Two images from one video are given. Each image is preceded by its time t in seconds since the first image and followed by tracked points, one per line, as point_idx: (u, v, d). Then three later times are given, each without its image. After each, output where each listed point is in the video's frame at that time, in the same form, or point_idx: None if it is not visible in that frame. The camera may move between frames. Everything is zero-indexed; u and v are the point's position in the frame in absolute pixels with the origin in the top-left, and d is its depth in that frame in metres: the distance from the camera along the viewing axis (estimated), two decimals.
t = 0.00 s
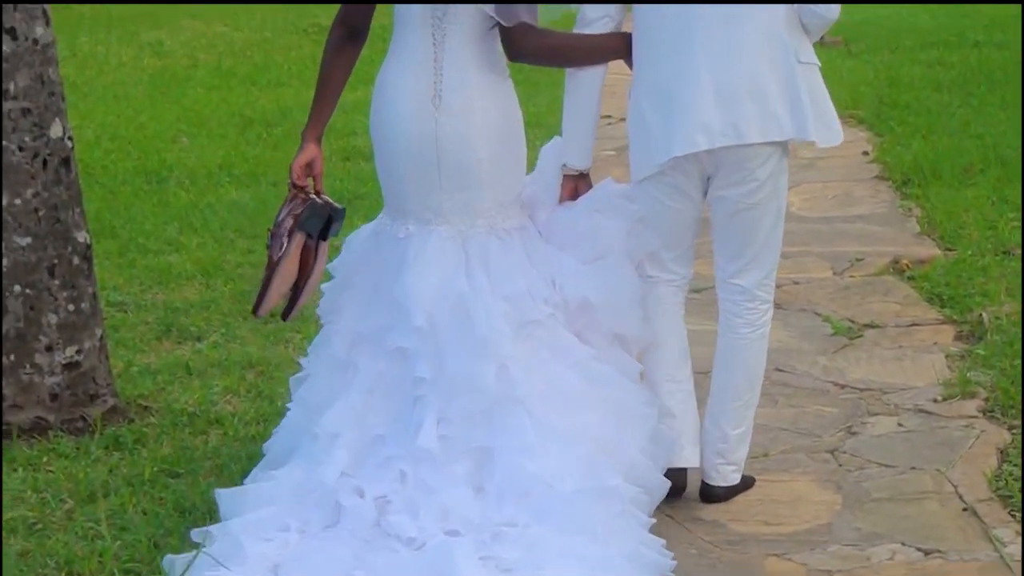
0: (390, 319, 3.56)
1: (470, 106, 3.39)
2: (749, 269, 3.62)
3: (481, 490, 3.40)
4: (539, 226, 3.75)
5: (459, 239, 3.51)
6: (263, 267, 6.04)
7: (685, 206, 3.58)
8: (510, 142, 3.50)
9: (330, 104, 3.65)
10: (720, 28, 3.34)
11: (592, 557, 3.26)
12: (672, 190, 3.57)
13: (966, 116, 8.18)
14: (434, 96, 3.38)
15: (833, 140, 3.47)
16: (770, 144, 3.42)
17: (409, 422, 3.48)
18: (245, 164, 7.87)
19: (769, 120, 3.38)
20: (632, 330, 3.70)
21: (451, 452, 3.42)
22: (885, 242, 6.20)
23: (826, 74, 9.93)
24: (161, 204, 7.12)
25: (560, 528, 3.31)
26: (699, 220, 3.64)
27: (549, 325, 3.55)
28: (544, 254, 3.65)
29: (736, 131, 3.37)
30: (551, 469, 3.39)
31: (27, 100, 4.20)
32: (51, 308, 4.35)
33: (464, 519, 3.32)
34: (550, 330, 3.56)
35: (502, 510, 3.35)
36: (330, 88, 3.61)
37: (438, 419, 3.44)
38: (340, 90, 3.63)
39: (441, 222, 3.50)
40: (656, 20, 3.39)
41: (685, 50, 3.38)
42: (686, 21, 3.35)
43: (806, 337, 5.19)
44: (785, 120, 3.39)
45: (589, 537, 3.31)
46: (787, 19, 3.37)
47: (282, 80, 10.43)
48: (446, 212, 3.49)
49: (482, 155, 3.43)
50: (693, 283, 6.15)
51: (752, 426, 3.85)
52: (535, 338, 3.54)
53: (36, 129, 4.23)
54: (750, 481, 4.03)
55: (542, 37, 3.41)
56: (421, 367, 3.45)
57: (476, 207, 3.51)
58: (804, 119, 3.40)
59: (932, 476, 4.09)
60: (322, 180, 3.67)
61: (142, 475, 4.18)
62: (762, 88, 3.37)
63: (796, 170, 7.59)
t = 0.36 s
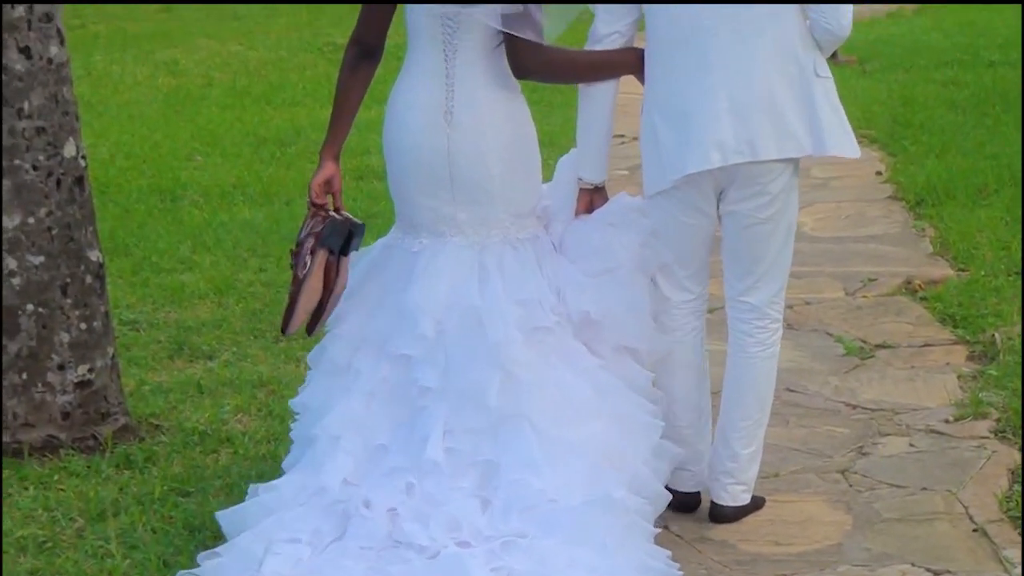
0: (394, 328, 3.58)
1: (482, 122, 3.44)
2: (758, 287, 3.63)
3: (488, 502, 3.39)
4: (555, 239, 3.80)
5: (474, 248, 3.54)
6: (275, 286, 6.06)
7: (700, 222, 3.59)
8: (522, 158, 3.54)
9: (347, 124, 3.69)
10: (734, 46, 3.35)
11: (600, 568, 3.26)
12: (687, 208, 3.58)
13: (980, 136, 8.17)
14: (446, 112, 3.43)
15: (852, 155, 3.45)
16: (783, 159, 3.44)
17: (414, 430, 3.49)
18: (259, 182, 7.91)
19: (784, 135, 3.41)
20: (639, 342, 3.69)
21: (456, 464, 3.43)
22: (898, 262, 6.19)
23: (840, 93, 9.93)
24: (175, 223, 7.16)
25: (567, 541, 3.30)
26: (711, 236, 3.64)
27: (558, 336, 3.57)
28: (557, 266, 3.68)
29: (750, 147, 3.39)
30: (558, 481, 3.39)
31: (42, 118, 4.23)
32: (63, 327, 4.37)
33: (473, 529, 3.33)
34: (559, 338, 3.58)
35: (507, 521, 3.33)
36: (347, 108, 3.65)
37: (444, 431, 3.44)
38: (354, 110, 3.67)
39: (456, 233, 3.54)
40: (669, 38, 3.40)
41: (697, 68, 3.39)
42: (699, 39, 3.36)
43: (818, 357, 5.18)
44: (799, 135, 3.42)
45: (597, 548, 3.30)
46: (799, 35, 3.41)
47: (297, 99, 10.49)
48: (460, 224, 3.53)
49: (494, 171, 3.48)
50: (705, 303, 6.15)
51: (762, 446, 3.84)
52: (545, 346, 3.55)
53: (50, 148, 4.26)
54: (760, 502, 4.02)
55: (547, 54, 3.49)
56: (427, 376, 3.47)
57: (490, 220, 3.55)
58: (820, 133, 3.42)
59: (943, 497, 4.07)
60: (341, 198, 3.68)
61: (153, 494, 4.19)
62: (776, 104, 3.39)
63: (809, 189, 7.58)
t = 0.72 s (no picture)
0: (394, 330, 3.65)
1: (485, 127, 3.53)
2: (757, 296, 3.65)
3: (487, 507, 3.47)
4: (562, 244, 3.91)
5: (482, 252, 3.65)
6: (277, 296, 6.07)
7: (708, 232, 3.61)
8: (527, 162, 3.64)
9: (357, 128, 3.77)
10: (733, 57, 3.36)
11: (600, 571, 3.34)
12: (687, 216, 3.60)
13: (983, 148, 8.17)
14: (450, 119, 3.53)
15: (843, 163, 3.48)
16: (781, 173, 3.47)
17: (414, 433, 3.56)
18: (262, 193, 7.93)
19: (784, 147, 3.42)
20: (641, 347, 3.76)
21: (456, 470, 3.50)
22: (901, 274, 6.19)
23: (842, 105, 9.94)
24: (178, 234, 7.17)
25: (569, 546, 3.37)
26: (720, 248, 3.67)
27: (561, 341, 3.64)
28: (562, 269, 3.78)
29: (748, 158, 3.40)
30: (556, 489, 3.47)
31: (45, 130, 4.25)
32: (66, 337, 4.38)
33: (474, 535, 3.40)
34: (567, 343, 3.66)
35: (508, 528, 3.40)
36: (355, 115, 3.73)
37: (444, 435, 3.52)
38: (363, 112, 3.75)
39: (462, 238, 3.65)
40: (667, 49, 3.42)
41: (696, 79, 3.40)
42: (699, 51, 3.37)
43: (820, 369, 5.18)
44: (800, 145, 3.43)
45: (598, 554, 3.37)
46: (797, 47, 3.43)
47: (301, 110, 10.51)
48: (468, 228, 3.64)
49: (500, 175, 3.57)
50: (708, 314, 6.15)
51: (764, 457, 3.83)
52: (551, 352, 3.62)
53: (54, 159, 4.28)
54: (762, 512, 4.02)
55: (550, 63, 3.49)
56: (428, 380, 3.56)
57: (498, 222, 3.64)
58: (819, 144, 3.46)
59: (944, 508, 4.07)
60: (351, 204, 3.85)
61: (154, 504, 4.19)
62: (775, 115, 3.40)
63: (812, 201, 7.59)
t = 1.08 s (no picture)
0: (394, 335, 3.72)
1: (487, 135, 3.60)
2: (754, 306, 3.66)
3: (488, 516, 3.48)
4: (564, 252, 3.95)
5: (483, 260, 3.71)
6: (279, 308, 6.07)
7: (703, 240, 3.62)
8: (530, 170, 3.70)
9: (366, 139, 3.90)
10: (725, 72, 3.40)
11: None
12: (686, 227, 3.61)
13: (983, 159, 8.18)
14: (453, 126, 3.60)
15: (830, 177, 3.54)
16: (774, 188, 3.50)
17: (415, 440, 3.58)
18: (263, 205, 7.94)
19: (775, 161, 3.44)
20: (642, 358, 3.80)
21: (458, 477, 3.51)
22: (901, 285, 6.20)
23: (843, 117, 9.96)
24: (180, 245, 7.18)
25: (572, 554, 3.36)
26: (718, 255, 3.66)
27: (563, 351, 3.68)
28: (564, 277, 3.82)
29: (739, 173, 3.44)
30: (558, 499, 3.49)
31: (46, 141, 4.26)
32: (67, 349, 4.39)
33: (477, 543, 3.41)
34: (570, 353, 3.70)
35: (510, 535, 3.42)
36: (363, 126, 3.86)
37: (446, 441, 3.54)
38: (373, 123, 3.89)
39: (464, 246, 3.71)
40: (660, 63, 3.45)
41: (689, 92, 3.44)
42: (691, 66, 3.41)
43: (821, 381, 5.18)
44: (794, 158, 3.45)
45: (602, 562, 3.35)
46: (789, 61, 3.47)
47: (302, 121, 10.53)
48: (469, 236, 3.70)
49: (500, 183, 3.64)
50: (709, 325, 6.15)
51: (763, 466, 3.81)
52: (553, 363, 3.66)
53: (55, 171, 4.29)
54: (762, 523, 4.01)
55: (551, 70, 3.55)
56: (431, 385, 3.59)
57: (500, 230, 3.70)
58: (813, 159, 3.49)
59: (945, 520, 4.06)
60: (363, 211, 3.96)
61: (154, 515, 4.18)
62: (768, 130, 3.43)
63: (812, 213, 7.59)
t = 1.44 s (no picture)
0: (397, 351, 3.72)
1: (491, 153, 3.62)
2: (747, 322, 3.68)
3: (487, 533, 3.49)
4: (567, 271, 3.97)
5: (485, 278, 3.72)
6: (278, 327, 6.08)
7: (693, 255, 3.64)
8: (535, 189, 3.72)
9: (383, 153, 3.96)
10: (711, 90, 3.46)
11: None
12: (676, 241, 3.64)
13: (981, 178, 8.20)
14: (457, 144, 3.63)
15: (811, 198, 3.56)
16: (759, 208, 3.54)
17: (415, 455, 3.59)
18: (262, 224, 7.96)
19: (759, 179, 3.47)
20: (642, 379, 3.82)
21: (457, 493, 3.53)
22: (899, 305, 6.20)
23: (842, 136, 9.98)
24: (179, 264, 7.20)
25: None
26: (710, 273, 3.69)
27: (562, 371, 3.67)
28: (566, 294, 3.82)
29: (724, 192, 3.48)
30: (556, 516, 3.49)
31: (45, 160, 4.27)
32: (65, 368, 4.39)
33: (476, 561, 3.41)
34: (565, 375, 3.68)
35: (508, 552, 3.42)
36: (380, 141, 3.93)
37: (446, 457, 3.55)
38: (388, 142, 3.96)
39: (466, 263, 3.73)
40: (649, 82, 3.52)
41: (678, 110, 3.51)
42: (676, 89, 3.48)
43: (819, 400, 5.18)
44: (778, 178, 3.48)
45: None
46: (773, 78, 3.49)
47: (301, 140, 10.56)
48: (471, 253, 3.72)
49: (502, 202, 3.66)
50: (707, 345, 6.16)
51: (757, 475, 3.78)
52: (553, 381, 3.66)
53: (54, 190, 4.30)
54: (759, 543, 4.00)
55: (553, 90, 3.56)
56: (432, 400, 3.60)
57: (502, 247, 3.72)
58: (796, 180, 3.52)
59: (942, 539, 4.06)
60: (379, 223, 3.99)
61: (152, 535, 4.18)
62: (752, 148, 3.47)
63: (810, 232, 7.61)
